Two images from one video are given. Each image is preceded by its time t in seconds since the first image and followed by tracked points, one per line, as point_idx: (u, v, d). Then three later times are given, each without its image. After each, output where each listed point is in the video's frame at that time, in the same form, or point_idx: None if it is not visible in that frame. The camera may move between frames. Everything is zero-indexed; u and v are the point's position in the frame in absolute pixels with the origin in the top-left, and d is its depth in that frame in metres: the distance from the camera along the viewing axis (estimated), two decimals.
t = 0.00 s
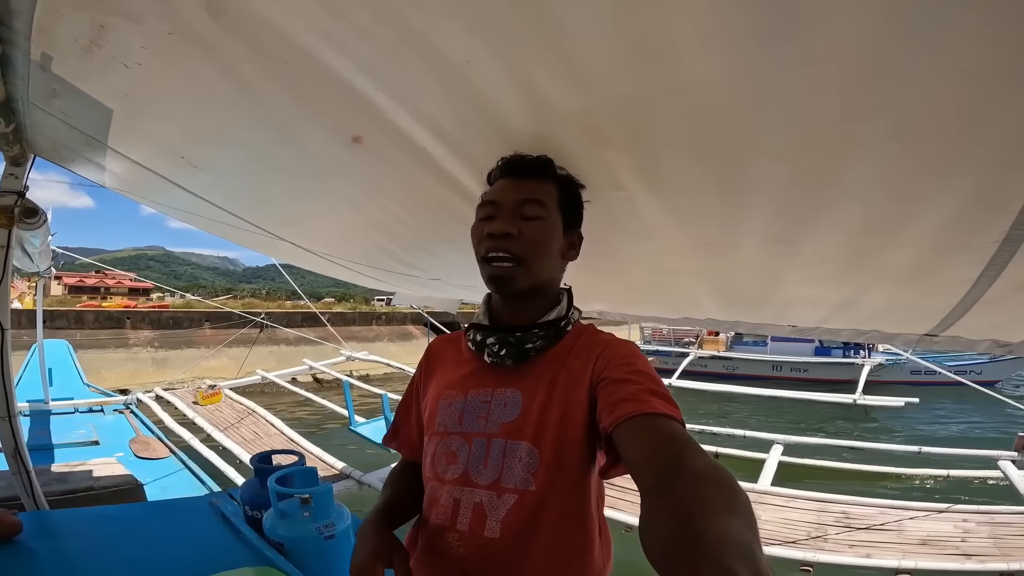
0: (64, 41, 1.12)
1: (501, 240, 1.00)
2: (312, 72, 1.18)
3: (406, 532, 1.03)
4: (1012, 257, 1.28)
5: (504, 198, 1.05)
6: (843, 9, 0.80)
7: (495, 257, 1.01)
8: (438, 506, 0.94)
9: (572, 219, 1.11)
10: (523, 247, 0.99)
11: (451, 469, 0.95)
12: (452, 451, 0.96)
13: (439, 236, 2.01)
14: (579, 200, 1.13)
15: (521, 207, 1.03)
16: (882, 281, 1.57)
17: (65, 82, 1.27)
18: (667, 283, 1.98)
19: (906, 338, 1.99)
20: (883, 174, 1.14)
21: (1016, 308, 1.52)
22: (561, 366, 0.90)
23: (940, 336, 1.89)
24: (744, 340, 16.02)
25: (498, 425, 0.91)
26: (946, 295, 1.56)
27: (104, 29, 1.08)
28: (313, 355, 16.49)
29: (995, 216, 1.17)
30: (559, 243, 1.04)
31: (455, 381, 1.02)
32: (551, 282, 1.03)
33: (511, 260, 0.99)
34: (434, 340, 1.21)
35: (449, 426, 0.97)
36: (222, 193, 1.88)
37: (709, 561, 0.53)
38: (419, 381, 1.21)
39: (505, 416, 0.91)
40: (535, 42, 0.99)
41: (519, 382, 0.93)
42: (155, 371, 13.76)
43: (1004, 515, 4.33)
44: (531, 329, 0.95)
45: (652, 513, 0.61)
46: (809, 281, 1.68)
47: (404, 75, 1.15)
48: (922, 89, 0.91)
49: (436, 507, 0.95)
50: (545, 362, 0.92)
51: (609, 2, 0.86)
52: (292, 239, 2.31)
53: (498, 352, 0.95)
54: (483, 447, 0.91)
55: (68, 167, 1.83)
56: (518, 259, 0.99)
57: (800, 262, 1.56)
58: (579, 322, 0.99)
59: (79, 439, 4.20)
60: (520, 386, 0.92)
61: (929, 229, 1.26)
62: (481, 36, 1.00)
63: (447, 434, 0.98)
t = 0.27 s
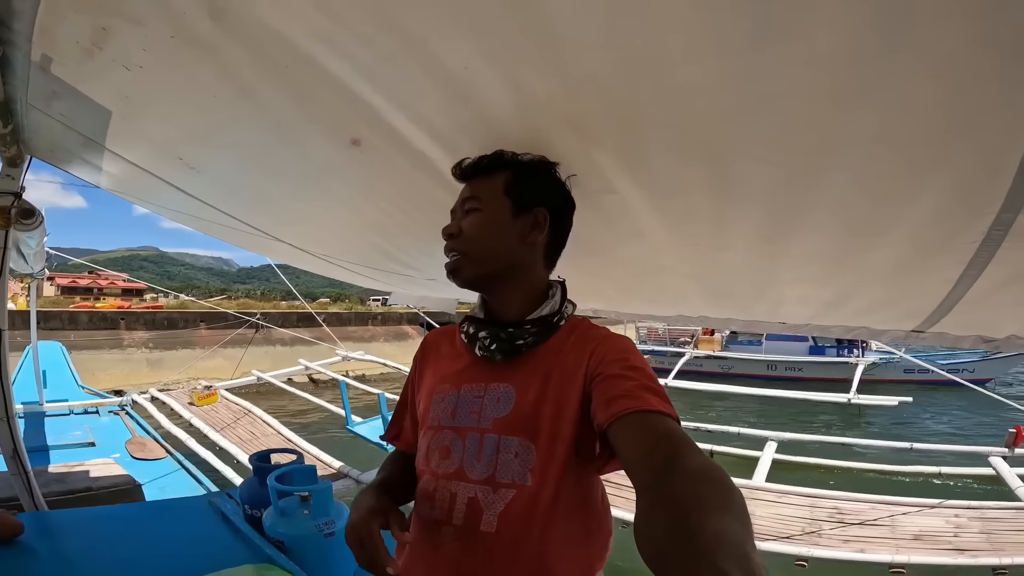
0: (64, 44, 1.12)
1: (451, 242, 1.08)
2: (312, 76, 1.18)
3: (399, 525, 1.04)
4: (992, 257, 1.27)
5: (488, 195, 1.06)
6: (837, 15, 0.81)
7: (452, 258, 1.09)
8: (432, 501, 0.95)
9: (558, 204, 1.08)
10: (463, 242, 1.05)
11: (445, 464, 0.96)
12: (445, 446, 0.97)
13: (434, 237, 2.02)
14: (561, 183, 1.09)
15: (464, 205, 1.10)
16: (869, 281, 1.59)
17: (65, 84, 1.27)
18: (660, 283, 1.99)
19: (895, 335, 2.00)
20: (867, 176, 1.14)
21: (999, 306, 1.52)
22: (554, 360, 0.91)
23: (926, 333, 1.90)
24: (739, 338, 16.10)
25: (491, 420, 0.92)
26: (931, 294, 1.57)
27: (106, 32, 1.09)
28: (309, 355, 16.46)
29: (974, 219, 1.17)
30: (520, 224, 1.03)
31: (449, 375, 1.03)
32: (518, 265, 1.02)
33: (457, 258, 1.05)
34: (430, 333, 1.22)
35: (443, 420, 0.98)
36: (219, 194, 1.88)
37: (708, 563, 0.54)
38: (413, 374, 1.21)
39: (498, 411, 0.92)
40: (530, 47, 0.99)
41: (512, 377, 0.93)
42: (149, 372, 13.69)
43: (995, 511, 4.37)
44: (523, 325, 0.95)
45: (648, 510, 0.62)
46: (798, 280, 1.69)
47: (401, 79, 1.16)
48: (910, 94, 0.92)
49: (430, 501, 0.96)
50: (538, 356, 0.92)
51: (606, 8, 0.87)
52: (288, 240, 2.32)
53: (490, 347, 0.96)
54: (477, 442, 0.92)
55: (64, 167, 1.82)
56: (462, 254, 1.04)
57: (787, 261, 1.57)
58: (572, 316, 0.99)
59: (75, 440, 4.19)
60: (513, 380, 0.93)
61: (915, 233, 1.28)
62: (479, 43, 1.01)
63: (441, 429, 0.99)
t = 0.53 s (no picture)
0: (66, 43, 1.12)
1: (432, 241, 1.10)
2: (314, 76, 1.19)
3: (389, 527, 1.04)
4: (981, 257, 1.30)
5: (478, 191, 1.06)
6: (836, 20, 0.82)
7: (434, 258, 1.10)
8: (424, 501, 0.96)
9: (537, 190, 1.07)
10: (442, 241, 1.06)
11: (434, 463, 0.96)
12: (434, 445, 0.97)
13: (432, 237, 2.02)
14: (541, 172, 1.09)
15: (443, 206, 1.11)
16: (859, 280, 1.60)
17: (65, 83, 1.27)
18: (656, 283, 2.00)
19: (884, 334, 2.03)
20: (860, 177, 1.16)
21: (987, 305, 1.55)
22: (545, 357, 0.91)
23: (915, 332, 1.93)
24: (732, 339, 16.19)
25: (482, 418, 0.92)
26: (920, 292, 1.59)
27: (109, 31, 1.09)
28: (302, 355, 16.41)
29: (964, 220, 1.19)
30: (499, 219, 1.03)
31: (438, 373, 1.03)
32: (499, 259, 1.03)
33: (437, 257, 1.07)
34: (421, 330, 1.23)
35: (433, 419, 0.99)
36: (216, 193, 1.88)
37: (705, 561, 0.55)
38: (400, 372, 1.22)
39: (488, 409, 0.92)
40: (532, 51, 1.01)
41: (503, 374, 0.94)
42: (141, 373, 13.58)
43: (985, 508, 4.42)
44: (514, 321, 0.96)
45: (643, 510, 0.63)
46: (791, 279, 1.71)
47: (403, 80, 1.16)
48: (903, 97, 0.94)
49: (421, 502, 0.96)
50: (528, 353, 0.93)
51: (609, 11, 0.88)
52: (284, 240, 2.31)
53: (479, 343, 0.97)
54: (467, 440, 0.93)
55: (60, 166, 1.81)
56: (441, 253, 1.06)
57: (780, 261, 1.59)
58: (563, 313, 1.00)
59: (67, 441, 4.15)
60: (504, 377, 0.93)
61: (905, 232, 1.29)
62: (482, 45, 1.02)
63: (430, 427, 0.99)
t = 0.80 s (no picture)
0: (62, 41, 1.11)
1: (424, 248, 1.10)
2: (313, 74, 1.18)
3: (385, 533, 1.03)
4: (977, 257, 1.30)
5: (471, 195, 1.05)
6: (836, 20, 0.83)
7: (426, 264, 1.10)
8: (421, 507, 0.95)
9: (528, 193, 1.06)
10: (433, 248, 1.05)
11: (432, 468, 0.96)
12: (433, 450, 0.97)
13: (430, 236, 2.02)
14: (532, 175, 1.09)
15: (436, 212, 1.10)
16: (857, 280, 1.61)
17: (60, 82, 1.26)
18: (654, 283, 2.01)
19: (881, 336, 2.04)
20: (859, 177, 1.17)
21: (983, 306, 1.56)
22: (541, 359, 0.91)
23: (912, 333, 1.94)
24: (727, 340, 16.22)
25: (479, 422, 0.93)
26: (917, 293, 1.60)
27: (105, 29, 1.08)
28: (297, 356, 16.34)
29: (962, 220, 1.20)
30: (490, 223, 1.02)
31: (436, 378, 1.03)
32: (491, 264, 1.02)
33: (428, 263, 1.06)
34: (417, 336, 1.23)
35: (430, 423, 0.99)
36: (213, 192, 1.87)
37: (703, 561, 0.55)
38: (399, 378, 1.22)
39: (485, 413, 0.93)
40: (533, 49, 1.01)
41: (499, 378, 0.94)
42: (134, 374, 13.49)
43: (979, 510, 4.44)
44: (509, 324, 0.95)
45: (640, 512, 0.62)
46: (789, 279, 1.71)
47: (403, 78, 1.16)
48: (902, 97, 0.94)
49: (418, 507, 0.95)
50: (524, 356, 0.93)
51: (611, 9, 0.88)
52: (281, 239, 2.30)
53: (475, 346, 0.97)
54: (465, 444, 0.93)
55: (54, 165, 1.80)
56: (431, 260, 1.05)
57: (778, 261, 1.59)
58: (559, 316, 1.00)
59: (59, 442, 4.12)
60: (500, 381, 0.93)
61: (903, 232, 1.30)
62: (482, 43, 1.01)
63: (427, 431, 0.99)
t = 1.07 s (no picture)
0: (56, 33, 1.09)
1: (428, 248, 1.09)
2: (313, 65, 1.17)
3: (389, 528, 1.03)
4: (979, 250, 1.30)
5: (476, 191, 1.03)
6: (843, 11, 0.82)
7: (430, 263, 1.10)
8: (426, 503, 0.94)
9: (536, 194, 1.05)
10: (436, 249, 1.05)
11: (437, 464, 0.95)
12: (438, 445, 0.96)
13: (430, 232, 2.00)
14: (538, 174, 1.07)
15: (439, 212, 1.09)
16: (860, 275, 1.61)
17: (52, 75, 1.24)
18: (655, 279, 2.00)
19: (882, 333, 2.04)
20: (862, 170, 1.17)
21: (986, 301, 1.56)
22: (547, 356, 0.90)
23: (913, 330, 1.94)
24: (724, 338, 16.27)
25: (484, 418, 0.91)
26: (918, 288, 1.59)
27: (100, 20, 1.06)
28: (293, 355, 16.29)
29: (966, 213, 1.20)
30: (493, 223, 1.01)
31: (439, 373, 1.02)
32: (494, 263, 1.01)
33: (431, 264, 1.06)
34: (421, 332, 1.21)
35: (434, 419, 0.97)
36: (209, 187, 1.85)
37: (708, 558, 0.54)
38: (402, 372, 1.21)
39: (490, 409, 0.91)
40: (535, 40, 1.00)
41: (504, 374, 0.92)
42: (128, 374, 13.41)
43: (976, 508, 4.45)
44: (515, 321, 0.93)
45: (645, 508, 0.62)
46: (789, 274, 1.72)
47: (404, 70, 1.15)
48: (909, 89, 0.93)
49: (423, 504, 0.94)
50: (529, 353, 0.91)
51: None
52: (278, 234, 2.29)
53: (482, 342, 0.95)
54: (470, 441, 0.92)
55: (47, 161, 1.78)
56: (435, 261, 1.05)
57: (780, 255, 1.59)
58: (564, 313, 0.99)
59: (52, 441, 4.09)
60: (505, 376, 0.92)
61: (908, 224, 1.29)
62: (485, 32, 1.00)
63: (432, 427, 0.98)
